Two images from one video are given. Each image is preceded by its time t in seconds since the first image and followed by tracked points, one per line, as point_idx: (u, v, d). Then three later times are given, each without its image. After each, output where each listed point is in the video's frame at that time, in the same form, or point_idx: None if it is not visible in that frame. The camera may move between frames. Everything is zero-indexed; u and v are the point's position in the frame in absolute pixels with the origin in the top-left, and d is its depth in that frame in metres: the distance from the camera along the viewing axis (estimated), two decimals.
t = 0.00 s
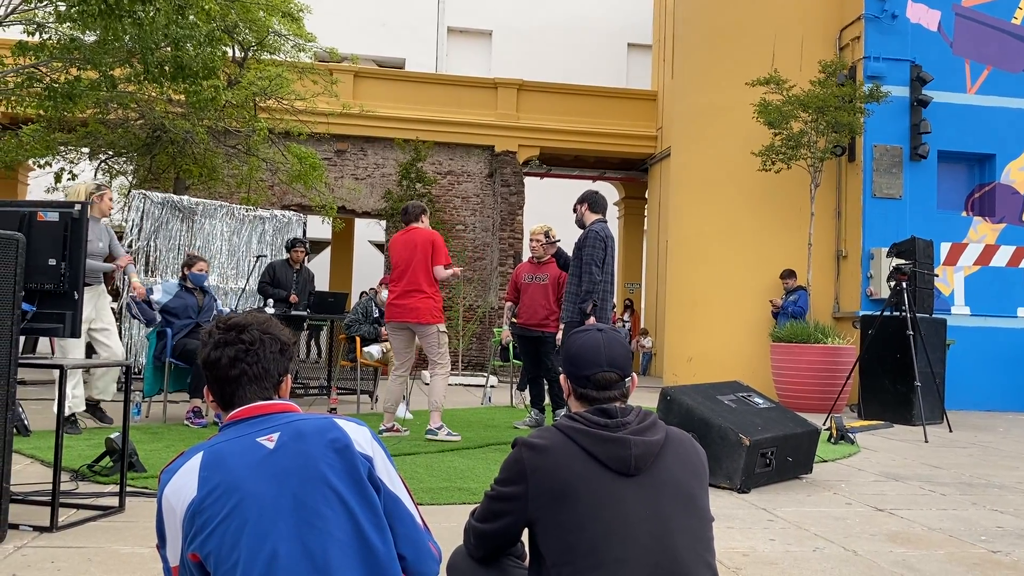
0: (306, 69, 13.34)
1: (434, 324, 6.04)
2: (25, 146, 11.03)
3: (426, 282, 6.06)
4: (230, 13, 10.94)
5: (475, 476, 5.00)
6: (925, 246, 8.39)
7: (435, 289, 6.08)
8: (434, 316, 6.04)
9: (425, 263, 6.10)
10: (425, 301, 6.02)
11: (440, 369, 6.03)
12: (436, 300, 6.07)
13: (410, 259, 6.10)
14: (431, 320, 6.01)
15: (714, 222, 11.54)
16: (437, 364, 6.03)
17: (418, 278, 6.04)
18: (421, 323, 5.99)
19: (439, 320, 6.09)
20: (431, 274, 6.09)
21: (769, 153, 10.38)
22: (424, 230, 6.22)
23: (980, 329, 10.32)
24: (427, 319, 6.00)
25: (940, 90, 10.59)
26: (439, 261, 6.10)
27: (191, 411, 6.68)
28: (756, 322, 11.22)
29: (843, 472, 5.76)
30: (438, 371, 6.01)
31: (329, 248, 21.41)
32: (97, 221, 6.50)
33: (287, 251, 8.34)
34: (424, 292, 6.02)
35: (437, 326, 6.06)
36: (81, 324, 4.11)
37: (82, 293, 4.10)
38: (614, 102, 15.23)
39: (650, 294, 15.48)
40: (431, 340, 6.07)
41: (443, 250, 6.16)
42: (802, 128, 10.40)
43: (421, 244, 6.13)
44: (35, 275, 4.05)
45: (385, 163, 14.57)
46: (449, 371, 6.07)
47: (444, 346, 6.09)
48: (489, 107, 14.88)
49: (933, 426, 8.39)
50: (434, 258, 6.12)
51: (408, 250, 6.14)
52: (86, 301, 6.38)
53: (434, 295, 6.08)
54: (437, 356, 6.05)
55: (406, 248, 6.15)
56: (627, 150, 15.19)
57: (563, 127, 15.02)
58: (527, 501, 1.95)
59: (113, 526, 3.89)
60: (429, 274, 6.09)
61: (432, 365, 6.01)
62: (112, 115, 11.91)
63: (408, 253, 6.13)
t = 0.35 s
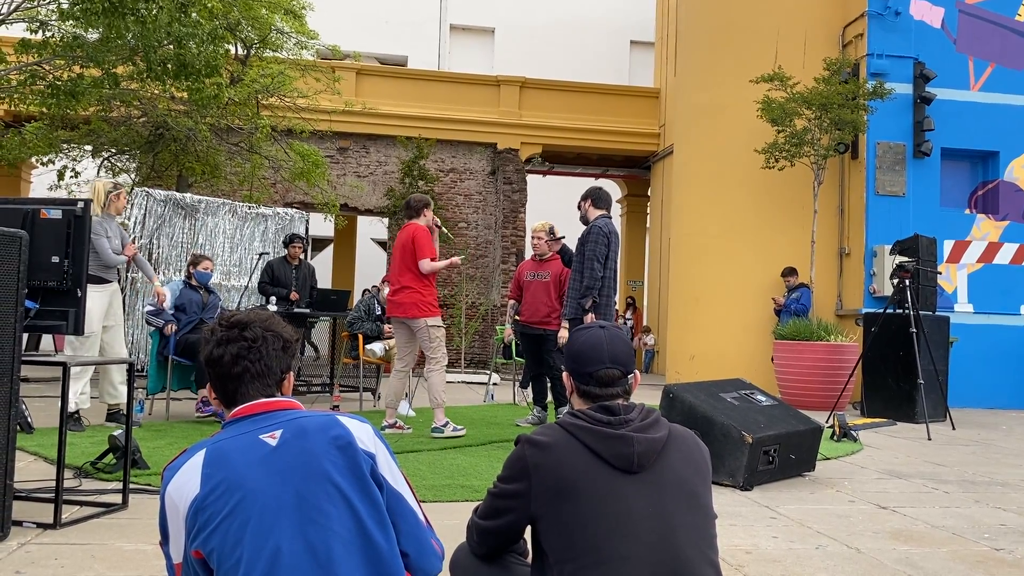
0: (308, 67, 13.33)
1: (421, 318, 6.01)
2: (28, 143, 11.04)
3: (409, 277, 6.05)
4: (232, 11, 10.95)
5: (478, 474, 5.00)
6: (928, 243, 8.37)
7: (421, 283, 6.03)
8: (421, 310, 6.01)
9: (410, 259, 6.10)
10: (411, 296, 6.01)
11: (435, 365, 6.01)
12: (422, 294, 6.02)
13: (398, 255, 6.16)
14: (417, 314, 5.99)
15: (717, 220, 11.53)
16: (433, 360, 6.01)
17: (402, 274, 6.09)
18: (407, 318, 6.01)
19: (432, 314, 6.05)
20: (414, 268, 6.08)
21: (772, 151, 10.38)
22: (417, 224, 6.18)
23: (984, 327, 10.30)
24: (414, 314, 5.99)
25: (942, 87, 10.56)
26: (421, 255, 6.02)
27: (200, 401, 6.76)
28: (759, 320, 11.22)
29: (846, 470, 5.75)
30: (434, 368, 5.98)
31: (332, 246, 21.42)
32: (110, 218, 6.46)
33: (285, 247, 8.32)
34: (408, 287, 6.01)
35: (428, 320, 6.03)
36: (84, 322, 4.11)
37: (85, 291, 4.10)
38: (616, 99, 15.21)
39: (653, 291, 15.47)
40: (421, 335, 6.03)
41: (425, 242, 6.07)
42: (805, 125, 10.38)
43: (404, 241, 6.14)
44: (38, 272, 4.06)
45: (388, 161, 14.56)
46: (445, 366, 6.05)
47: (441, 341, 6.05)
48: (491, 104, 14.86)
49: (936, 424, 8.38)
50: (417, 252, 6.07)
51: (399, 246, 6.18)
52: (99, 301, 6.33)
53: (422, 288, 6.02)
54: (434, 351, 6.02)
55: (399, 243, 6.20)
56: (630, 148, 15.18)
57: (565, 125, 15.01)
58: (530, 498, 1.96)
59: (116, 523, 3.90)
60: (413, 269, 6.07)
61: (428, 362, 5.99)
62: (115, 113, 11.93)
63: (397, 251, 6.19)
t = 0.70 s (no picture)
0: (308, 65, 13.33)
1: (433, 320, 6.01)
2: (29, 141, 11.05)
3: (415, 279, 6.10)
4: (233, 8, 10.97)
5: (478, 471, 5.00)
6: (929, 241, 8.37)
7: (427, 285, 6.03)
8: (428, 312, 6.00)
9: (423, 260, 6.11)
10: (423, 297, 6.03)
11: (446, 367, 6.00)
12: (434, 296, 6.02)
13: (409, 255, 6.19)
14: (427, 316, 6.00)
15: (718, 218, 11.52)
16: (444, 361, 6.01)
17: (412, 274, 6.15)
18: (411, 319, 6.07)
19: (444, 316, 6.04)
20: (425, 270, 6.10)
21: (772, 150, 10.37)
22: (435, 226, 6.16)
23: (985, 325, 10.29)
24: (424, 316, 6.01)
25: (943, 85, 10.56)
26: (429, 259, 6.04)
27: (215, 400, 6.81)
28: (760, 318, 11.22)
29: (847, 468, 5.75)
30: (445, 369, 5.98)
31: (333, 244, 21.43)
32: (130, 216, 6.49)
33: (285, 247, 8.32)
34: (418, 288, 6.06)
35: (440, 322, 6.02)
36: (86, 320, 4.11)
37: (87, 288, 4.11)
38: (617, 97, 15.19)
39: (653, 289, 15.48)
40: (433, 335, 6.02)
41: (434, 246, 6.08)
42: (806, 124, 10.37)
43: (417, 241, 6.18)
44: (39, 270, 4.06)
45: (388, 159, 14.56)
46: (457, 369, 6.03)
47: (454, 343, 6.05)
48: (492, 102, 14.85)
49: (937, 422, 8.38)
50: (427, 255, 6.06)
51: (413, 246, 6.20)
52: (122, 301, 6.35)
53: (433, 291, 6.03)
54: (445, 353, 6.02)
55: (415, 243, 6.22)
56: (630, 146, 15.18)
57: (566, 123, 15.00)
58: (532, 495, 1.96)
59: (118, 520, 3.90)
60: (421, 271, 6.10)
61: (438, 362, 5.99)
62: (116, 110, 11.94)
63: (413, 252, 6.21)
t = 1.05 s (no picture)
0: (307, 62, 13.31)
1: (457, 317, 6.05)
2: (27, 138, 11.03)
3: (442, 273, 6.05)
4: (232, 6, 10.95)
5: (477, 470, 5.00)
6: (927, 240, 8.37)
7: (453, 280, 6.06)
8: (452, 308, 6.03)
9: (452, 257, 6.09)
10: (450, 294, 6.04)
11: (450, 366, 6.01)
12: (459, 293, 6.09)
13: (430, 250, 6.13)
14: (454, 313, 6.02)
15: (717, 216, 11.51)
16: (448, 360, 6.01)
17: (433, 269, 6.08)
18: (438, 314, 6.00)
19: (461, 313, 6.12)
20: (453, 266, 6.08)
21: (771, 149, 10.36)
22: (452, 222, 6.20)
23: (983, 324, 10.30)
24: (451, 312, 6.01)
25: (942, 84, 10.55)
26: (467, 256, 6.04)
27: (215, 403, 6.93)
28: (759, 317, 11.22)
29: (845, 466, 5.75)
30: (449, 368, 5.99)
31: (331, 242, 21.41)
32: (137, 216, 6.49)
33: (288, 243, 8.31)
34: (447, 284, 6.03)
35: (460, 320, 6.09)
36: (83, 317, 4.11)
37: (84, 286, 4.10)
38: (616, 96, 15.18)
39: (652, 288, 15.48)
40: (448, 334, 6.05)
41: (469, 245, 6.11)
42: (805, 122, 10.37)
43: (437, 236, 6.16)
44: (36, 267, 4.04)
45: (387, 157, 14.55)
46: (460, 368, 6.04)
47: (460, 343, 6.07)
48: (491, 100, 14.84)
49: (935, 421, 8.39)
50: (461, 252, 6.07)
51: (432, 241, 6.16)
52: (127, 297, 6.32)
53: (458, 289, 6.10)
54: (450, 352, 6.03)
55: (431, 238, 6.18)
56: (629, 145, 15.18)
57: (565, 122, 14.98)
58: (529, 494, 1.96)
59: (116, 519, 3.90)
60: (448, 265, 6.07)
61: (444, 361, 5.99)
62: (114, 108, 11.92)
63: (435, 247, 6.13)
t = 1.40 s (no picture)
0: (304, 60, 13.28)
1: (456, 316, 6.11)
2: (23, 136, 11.00)
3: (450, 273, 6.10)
4: (228, 4, 10.92)
5: (473, 468, 5.00)
6: (924, 240, 8.38)
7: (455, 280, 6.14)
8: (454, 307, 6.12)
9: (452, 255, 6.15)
10: (451, 293, 6.09)
11: (443, 365, 5.98)
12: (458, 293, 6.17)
13: (438, 250, 6.10)
14: (454, 312, 6.09)
15: (714, 215, 11.51)
16: (441, 359, 5.99)
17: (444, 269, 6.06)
18: (447, 315, 6.05)
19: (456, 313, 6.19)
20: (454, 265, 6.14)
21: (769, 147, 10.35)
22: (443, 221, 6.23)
23: (979, 323, 10.32)
24: (452, 311, 6.07)
25: (940, 84, 10.56)
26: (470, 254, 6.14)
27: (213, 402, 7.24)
28: (756, 316, 11.22)
29: (842, 465, 5.76)
30: (440, 368, 5.96)
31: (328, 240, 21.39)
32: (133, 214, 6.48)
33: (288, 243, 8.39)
34: (449, 283, 6.08)
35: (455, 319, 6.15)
36: (79, 315, 4.11)
37: (80, 284, 4.10)
38: (614, 95, 15.19)
39: (649, 287, 15.49)
40: (445, 332, 6.08)
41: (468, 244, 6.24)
42: (803, 121, 10.37)
43: (441, 237, 6.13)
44: (32, 265, 4.04)
45: (384, 156, 14.54)
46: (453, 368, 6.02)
47: (453, 341, 6.06)
48: (489, 99, 14.83)
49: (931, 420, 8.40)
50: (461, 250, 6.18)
51: (433, 241, 6.13)
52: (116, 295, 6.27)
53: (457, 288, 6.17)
54: (442, 350, 6.01)
55: (430, 239, 6.14)
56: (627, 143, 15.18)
57: (562, 120, 14.97)
58: (523, 493, 1.96)
59: (111, 517, 3.89)
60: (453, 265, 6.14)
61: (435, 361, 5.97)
62: (111, 105, 11.88)
63: (435, 246, 6.12)
